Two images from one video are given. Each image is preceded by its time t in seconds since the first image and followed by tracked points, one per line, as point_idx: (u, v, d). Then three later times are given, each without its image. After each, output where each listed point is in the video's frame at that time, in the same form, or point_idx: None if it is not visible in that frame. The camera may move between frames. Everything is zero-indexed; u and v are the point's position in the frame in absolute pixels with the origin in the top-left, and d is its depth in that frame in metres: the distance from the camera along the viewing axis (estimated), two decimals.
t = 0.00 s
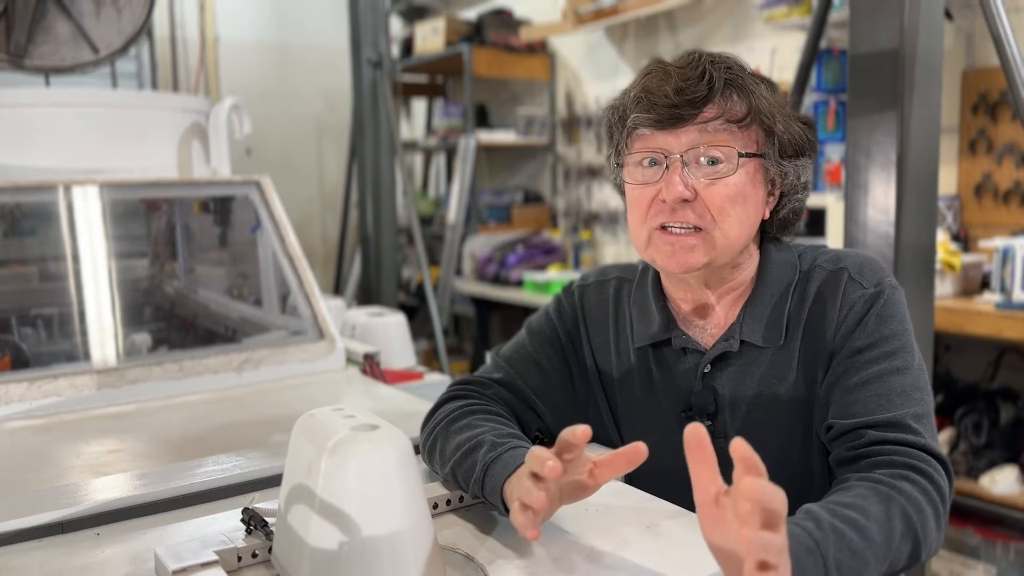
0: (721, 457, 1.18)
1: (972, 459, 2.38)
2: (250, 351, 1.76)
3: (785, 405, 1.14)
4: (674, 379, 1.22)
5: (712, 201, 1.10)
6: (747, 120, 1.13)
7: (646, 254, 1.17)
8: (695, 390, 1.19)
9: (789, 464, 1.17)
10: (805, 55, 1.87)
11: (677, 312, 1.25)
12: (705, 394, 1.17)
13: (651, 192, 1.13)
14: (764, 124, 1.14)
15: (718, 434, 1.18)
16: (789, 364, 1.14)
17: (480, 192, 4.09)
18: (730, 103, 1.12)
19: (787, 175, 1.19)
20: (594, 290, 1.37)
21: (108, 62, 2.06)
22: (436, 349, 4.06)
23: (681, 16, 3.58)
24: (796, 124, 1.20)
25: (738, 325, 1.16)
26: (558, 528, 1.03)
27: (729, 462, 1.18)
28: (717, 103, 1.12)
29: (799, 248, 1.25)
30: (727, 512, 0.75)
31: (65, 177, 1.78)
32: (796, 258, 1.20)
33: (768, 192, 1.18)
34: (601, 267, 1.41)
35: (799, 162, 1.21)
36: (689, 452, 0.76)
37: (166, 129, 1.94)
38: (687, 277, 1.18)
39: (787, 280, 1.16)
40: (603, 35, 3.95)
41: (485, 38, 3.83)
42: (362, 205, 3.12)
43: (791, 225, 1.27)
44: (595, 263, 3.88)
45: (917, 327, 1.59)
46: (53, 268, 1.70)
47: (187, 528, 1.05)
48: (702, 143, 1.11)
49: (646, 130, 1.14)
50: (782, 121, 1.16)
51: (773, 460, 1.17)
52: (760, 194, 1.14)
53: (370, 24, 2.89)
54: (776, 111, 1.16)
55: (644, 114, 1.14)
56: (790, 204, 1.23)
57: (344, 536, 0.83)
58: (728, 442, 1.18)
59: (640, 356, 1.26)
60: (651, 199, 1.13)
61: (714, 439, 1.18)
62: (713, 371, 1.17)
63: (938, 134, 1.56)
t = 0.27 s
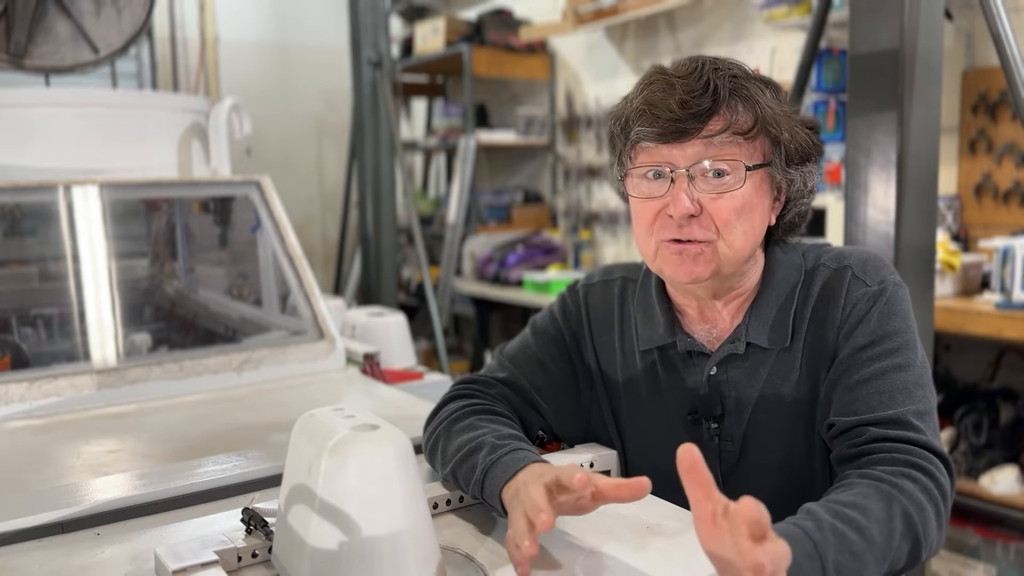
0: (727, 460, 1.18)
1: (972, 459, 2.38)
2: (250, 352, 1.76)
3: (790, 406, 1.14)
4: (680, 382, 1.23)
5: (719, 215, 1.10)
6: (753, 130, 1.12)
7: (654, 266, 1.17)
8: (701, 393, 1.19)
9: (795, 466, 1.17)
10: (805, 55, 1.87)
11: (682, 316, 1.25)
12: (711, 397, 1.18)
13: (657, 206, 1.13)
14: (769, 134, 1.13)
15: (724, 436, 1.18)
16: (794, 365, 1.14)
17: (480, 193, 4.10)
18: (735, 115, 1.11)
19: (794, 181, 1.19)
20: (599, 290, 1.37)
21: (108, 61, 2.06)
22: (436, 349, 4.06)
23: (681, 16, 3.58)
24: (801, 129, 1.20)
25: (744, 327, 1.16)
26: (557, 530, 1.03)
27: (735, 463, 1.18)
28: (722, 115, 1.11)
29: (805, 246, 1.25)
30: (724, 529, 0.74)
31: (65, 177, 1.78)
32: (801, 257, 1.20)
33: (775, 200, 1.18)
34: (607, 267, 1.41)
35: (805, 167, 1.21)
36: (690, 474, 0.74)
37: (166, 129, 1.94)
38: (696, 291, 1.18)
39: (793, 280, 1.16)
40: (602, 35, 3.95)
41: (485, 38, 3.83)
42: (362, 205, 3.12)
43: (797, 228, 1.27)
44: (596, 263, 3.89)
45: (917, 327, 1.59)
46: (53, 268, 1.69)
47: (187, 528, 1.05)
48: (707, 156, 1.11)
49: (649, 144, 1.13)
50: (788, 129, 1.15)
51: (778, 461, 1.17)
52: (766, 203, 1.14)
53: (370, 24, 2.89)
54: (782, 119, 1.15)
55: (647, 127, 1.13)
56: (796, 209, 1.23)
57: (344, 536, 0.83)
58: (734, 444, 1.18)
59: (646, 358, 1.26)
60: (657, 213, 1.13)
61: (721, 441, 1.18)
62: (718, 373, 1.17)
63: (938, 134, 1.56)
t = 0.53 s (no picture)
0: (726, 461, 1.19)
1: (972, 459, 2.38)
2: (250, 352, 1.76)
3: (785, 404, 1.14)
4: (677, 381, 1.22)
5: (729, 210, 1.10)
6: (753, 126, 1.13)
7: (662, 267, 1.16)
8: (698, 392, 1.19)
9: (792, 464, 1.17)
10: (805, 54, 1.87)
11: (678, 315, 1.25)
12: (707, 396, 1.18)
13: (664, 205, 1.12)
14: (768, 128, 1.14)
15: (720, 436, 1.18)
16: (789, 363, 1.14)
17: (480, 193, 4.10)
18: (737, 110, 1.12)
19: (790, 174, 1.20)
20: (597, 289, 1.36)
21: (108, 62, 2.06)
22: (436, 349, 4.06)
23: (681, 16, 3.58)
24: (795, 122, 1.21)
25: (740, 327, 1.16)
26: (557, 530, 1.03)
27: (732, 462, 1.19)
28: (724, 111, 1.11)
29: (798, 247, 1.25)
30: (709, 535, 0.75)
31: (65, 177, 1.78)
32: (795, 257, 1.20)
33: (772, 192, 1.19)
34: (605, 267, 1.41)
35: (801, 159, 1.22)
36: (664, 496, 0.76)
37: (166, 129, 1.94)
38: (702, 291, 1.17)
39: (789, 279, 1.16)
40: (602, 34, 3.95)
41: (485, 38, 3.83)
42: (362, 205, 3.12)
43: (790, 219, 1.29)
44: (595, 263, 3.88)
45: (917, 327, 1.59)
46: (53, 268, 1.69)
47: (187, 528, 1.05)
48: (711, 153, 1.11)
49: (652, 144, 1.13)
50: (785, 123, 1.17)
51: (775, 461, 1.17)
52: (768, 196, 1.15)
53: (370, 24, 2.89)
54: (779, 114, 1.16)
55: (648, 127, 1.12)
56: (791, 201, 1.25)
57: (345, 536, 0.83)
58: (732, 446, 1.18)
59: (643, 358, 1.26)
60: (665, 213, 1.12)
61: (717, 441, 1.18)
62: (715, 373, 1.17)
63: (938, 134, 1.56)
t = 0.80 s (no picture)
0: (719, 455, 1.20)
1: (972, 459, 2.38)
2: (250, 352, 1.77)
3: (780, 401, 1.15)
4: (673, 376, 1.23)
5: (738, 190, 1.10)
6: (744, 112, 1.15)
7: (675, 257, 1.14)
8: (693, 387, 1.19)
9: (790, 464, 1.17)
10: (805, 54, 1.87)
11: (674, 311, 1.25)
12: (702, 391, 1.18)
13: (675, 192, 1.11)
14: (756, 114, 1.16)
15: (715, 430, 1.19)
16: (785, 361, 1.14)
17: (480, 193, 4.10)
18: (729, 96, 1.13)
19: (779, 160, 1.22)
20: (593, 289, 1.37)
21: (108, 62, 2.06)
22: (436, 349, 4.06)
23: (681, 16, 3.59)
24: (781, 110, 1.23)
25: (735, 321, 1.16)
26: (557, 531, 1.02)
27: (727, 457, 1.19)
28: (718, 97, 1.12)
29: (792, 247, 1.24)
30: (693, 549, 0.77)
31: (65, 177, 1.78)
32: (792, 256, 1.19)
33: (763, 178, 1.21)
34: (600, 267, 1.41)
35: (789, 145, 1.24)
36: (641, 562, 0.79)
37: (166, 129, 1.94)
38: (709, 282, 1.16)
39: (782, 276, 1.16)
40: (602, 34, 3.95)
41: (485, 38, 3.83)
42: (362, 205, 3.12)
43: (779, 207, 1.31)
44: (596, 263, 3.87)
45: (918, 327, 1.59)
46: (52, 268, 1.69)
47: (187, 528, 1.05)
48: (714, 138, 1.11)
49: (656, 133, 1.12)
50: (773, 108, 1.20)
51: (772, 459, 1.17)
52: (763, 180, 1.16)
53: (370, 24, 2.89)
54: (767, 101, 1.19)
55: (650, 117, 1.12)
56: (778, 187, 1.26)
57: (345, 536, 0.83)
58: (726, 439, 1.18)
59: (639, 356, 1.26)
60: (676, 199, 1.11)
61: (713, 436, 1.19)
62: (710, 367, 1.18)
63: (938, 134, 1.56)
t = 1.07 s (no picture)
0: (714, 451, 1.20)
1: (972, 459, 2.38)
2: (250, 352, 1.77)
3: (776, 399, 1.15)
4: (669, 373, 1.22)
5: (716, 187, 1.10)
6: (727, 110, 1.15)
7: (654, 253, 1.16)
8: (688, 383, 1.19)
9: (788, 463, 1.17)
10: (805, 54, 1.87)
11: (669, 308, 1.25)
12: (698, 387, 1.18)
13: (653, 189, 1.12)
14: (742, 112, 1.16)
15: (710, 426, 1.19)
16: (781, 359, 1.14)
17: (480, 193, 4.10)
18: (712, 95, 1.14)
19: (768, 158, 1.22)
20: (590, 287, 1.37)
21: (108, 62, 2.06)
22: (436, 349, 4.06)
23: (681, 16, 3.59)
24: (768, 108, 1.23)
25: (730, 318, 1.16)
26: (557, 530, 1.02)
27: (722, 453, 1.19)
28: (698, 96, 1.13)
29: (787, 247, 1.23)
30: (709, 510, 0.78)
31: (65, 177, 1.78)
32: (788, 256, 1.19)
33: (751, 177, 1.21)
34: (596, 266, 1.41)
35: (777, 144, 1.24)
36: (651, 500, 0.81)
37: (166, 129, 1.94)
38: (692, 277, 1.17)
39: (776, 274, 1.16)
40: (602, 34, 3.95)
41: (485, 38, 3.84)
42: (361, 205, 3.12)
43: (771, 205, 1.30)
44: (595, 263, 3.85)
45: (918, 327, 1.59)
46: (52, 268, 1.69)
47: (188, 528, 1.05)
48: (692, 135, 1.12)
49: (635, 131, 1.13)
50: (759, 107, 1.20)
51: (768, 458, 1.17)
52: (749, 178, 1.16)
53: (370, 24, 2.89)
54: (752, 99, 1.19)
55: (631, 115, 1.13)
56: (771, 186, 1.26)
57: (345, 536, 0.83)
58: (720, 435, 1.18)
59: (635, 353, 1.26)
60: (653, 195, 1.12)
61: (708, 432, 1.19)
62: (706, 364, 1.17)
63: (938, 134, 1.56)
